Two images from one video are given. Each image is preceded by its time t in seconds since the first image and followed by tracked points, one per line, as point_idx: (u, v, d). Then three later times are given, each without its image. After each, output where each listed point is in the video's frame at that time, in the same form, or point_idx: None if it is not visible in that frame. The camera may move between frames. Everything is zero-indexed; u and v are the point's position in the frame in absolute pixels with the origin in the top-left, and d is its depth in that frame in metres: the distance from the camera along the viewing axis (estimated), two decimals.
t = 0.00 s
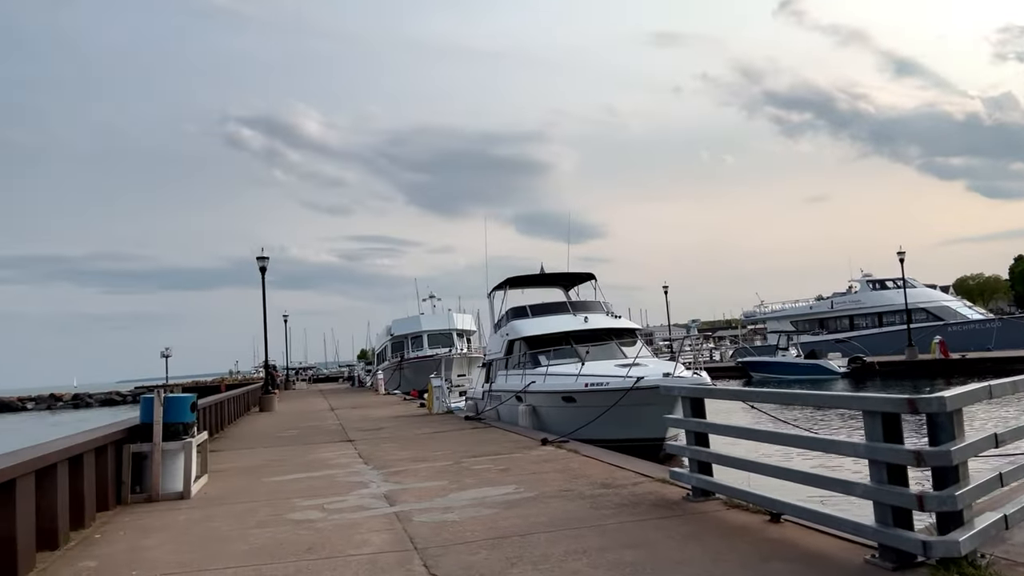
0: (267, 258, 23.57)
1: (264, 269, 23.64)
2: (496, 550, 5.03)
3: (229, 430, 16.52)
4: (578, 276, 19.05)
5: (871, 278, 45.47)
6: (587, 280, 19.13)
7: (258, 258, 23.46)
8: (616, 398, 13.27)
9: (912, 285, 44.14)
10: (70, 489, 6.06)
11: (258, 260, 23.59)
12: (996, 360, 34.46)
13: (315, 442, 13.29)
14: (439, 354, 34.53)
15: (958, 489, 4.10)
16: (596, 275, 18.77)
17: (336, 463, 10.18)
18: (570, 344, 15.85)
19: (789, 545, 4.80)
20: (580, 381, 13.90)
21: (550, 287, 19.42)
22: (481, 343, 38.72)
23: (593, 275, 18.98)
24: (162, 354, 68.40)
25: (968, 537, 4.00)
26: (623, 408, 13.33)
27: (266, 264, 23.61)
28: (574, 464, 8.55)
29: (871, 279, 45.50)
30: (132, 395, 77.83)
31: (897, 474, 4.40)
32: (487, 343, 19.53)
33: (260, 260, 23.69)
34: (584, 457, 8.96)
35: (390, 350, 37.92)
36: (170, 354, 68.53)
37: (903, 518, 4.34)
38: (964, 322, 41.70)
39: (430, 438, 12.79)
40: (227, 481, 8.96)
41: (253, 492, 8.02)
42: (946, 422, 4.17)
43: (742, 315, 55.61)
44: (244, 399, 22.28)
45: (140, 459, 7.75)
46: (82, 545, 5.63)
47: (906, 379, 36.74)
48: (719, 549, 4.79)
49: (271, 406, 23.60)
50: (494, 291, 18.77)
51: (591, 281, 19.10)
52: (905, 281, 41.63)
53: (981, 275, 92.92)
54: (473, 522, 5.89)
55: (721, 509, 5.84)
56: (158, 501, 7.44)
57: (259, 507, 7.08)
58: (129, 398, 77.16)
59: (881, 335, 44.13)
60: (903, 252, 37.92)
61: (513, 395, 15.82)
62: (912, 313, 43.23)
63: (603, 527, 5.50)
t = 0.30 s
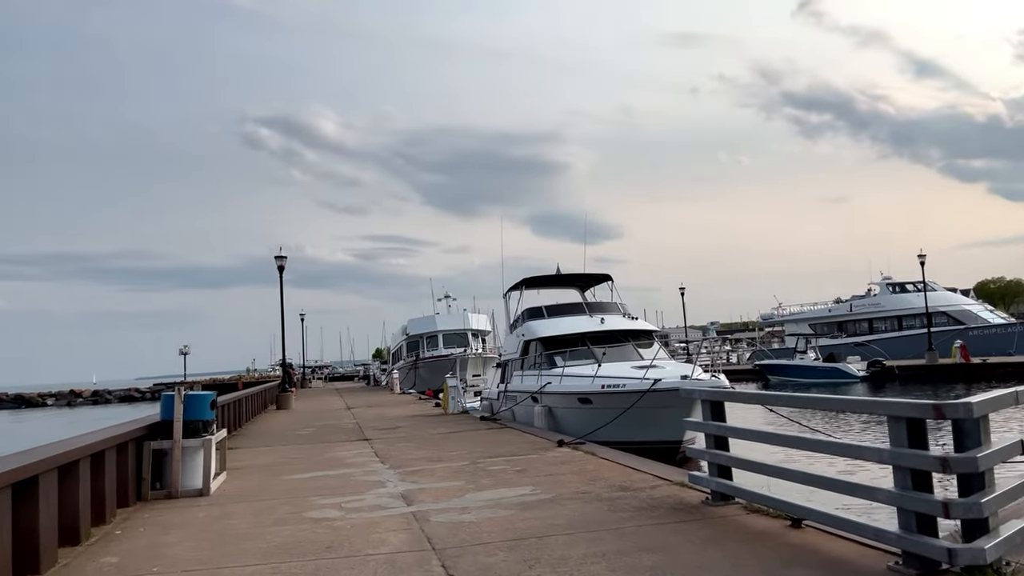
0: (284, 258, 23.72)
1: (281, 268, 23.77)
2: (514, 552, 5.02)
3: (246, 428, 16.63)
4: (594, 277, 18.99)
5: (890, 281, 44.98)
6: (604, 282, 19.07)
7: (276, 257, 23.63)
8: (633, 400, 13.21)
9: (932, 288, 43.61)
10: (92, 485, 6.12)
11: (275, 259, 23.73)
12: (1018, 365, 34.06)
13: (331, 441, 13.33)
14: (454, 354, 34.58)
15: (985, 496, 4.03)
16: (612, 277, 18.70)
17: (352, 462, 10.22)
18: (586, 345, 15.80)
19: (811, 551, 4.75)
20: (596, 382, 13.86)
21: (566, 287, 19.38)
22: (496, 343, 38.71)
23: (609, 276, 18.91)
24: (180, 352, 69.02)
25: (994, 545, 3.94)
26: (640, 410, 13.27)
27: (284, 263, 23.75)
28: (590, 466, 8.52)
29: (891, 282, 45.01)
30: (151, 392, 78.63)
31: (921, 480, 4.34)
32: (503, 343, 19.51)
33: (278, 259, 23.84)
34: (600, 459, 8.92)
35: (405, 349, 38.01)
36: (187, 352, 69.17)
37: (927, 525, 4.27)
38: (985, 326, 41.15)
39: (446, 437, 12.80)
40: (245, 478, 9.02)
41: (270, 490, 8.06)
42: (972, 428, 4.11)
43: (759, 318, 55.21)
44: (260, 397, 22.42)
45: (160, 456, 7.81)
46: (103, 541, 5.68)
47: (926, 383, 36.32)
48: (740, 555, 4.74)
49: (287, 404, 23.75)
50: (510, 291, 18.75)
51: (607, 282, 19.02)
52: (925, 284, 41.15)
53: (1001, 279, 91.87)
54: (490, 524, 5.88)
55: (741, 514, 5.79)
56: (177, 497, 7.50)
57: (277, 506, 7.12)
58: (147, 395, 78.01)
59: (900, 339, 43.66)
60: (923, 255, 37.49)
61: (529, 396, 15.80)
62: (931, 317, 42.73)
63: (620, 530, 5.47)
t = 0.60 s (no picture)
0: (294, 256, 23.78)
1: (291, 266, 23.85)
2: (524, 553, 5.01)
3: (256, 425, 16.69)
4: (603, 277, 18.95)
5: (901, 282, 44.71)
6: (613, 281, 19.03)
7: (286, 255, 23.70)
8: (642, 400, 13.18)
9: (944, 290, 43.35)
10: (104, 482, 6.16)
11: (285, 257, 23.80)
12: None
13: (340, 439, 13.35)
14: (462, 353, 34.60)
15: (1000, 500, 4.00)
16: (622, 277, 18.65)
17: (361, 461, 10.23)
18: (595, 345, 15.77)
19: (823, 554, 4.72)
20: (605, 382, 13.82)
21: (575, 287, 19.35)
22: (504, 342, 38.70)
23: (619, 277, 18.87)
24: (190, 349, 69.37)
25: (1009, 550, 3.89)
26: (649, 411, 13.24)
27: (294, 261, 23.83)
28: (599, 466, 8.50)
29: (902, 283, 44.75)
30: (161, 389, 79.12)
31: (935, 483, 4.30)
32: (512, 343, 19.49)
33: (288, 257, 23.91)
34: (609, 460, 8.90)
35: (414, 347, 38.04)
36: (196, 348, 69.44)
37: (941, 529, 4.24)
38: (997, 328, 40.86)
39: (454, 437, 12.80)
40: (255, 476, 9.05)
41: (280, 488, 8.09)
42: (987, 431, 4.06)
43: (768, 319, 55.01)
44: (269, 395, 22.51)
45: (171, 453, 7.85)
46: (115, 538, 5.71)
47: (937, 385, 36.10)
48: (751, 557, 4.72)
49: (297, 402, 23.84)
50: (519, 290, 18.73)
51: (617, 282, 18.99)
52: (937, 286, 40.87)
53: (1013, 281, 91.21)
54: (500, 523, 5.88)
55: (751, 516, 5.76)
56: (188, 495, 7.54)
57: (287, 503, 7.13)
58: (156, 391, 78.42)
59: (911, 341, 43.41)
60: (935, 256, 37.26)
61: (537, 395, 15.79)
62: (943, 319, 42.47)
63: (630, 531, 5.46)
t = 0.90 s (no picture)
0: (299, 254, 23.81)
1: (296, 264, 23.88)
2: (529, 552, 5.01)
3: (260, 423, 16.71)
4: (608, 276, 18.92)
5: (907, 282, 44.55)
6: (618, 280, 19.00)
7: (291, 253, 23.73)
8: (647, 399, 13.16)
9: (949, 289, 43.19)
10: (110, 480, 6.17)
11: (290, 255, 23.83)
12: None
13: (345, 437, 13.36)
14: (467, 351, 34.60)
15: (1008, 501, 3.97)
16: (626, 276, 18.63)
17: (366, 459, 10.24)
18: (599, 344, 15.75)
19: (829, 555, 4.70)
20: (610, 381, 13.80)
21: (579, 286, 19.33)
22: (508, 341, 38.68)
23: (623, 276, 18.84)
24: (195, 347, 69.51)
25: (1017, 551, 3.87)
26: (654, 410, 13.21)
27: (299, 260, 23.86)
28: (604, 466, 8.49)
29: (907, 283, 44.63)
30: (166, 386, 79.41)
31: (942, 484, 4.28)
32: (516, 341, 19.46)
33: (293, 255, 23.94)
34: (614, 459, 8.88)
35: (418, 346, 38.03)
36: (201, 346, 69.61)
37: (948, 530, 4.22)
38: (1002, 328, 40.69)
39: (459, 435, 12.79)
40: (260, 474, 9.06)
41: (285, 486, 8.10)
42: (995, 432, 4.04)
43: (773, 318, 54.91)
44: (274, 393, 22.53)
45: (176, 451, 7.86)
46: (121, 535, 5.73)
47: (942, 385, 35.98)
48: (756, 557, 4.71)
49: (301, 400, 23.88)
50: (524, 289, 18.73)
51: (621, 281, 18.96)
52: (942, 285, 40.73)
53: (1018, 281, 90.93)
54: (505, 522, 5.88)
55: (757, 516, 5.75)
56: (193, 492, 7.55)
57: (292, 502, 7.14)
58: (161, 389, 78.63)
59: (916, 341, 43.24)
60: (940, 256, 37.14)
61: (542, 394, 15.78)
62: (948, 319, 42.32)
63: (636, 531, 5.45)
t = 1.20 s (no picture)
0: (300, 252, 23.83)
1: (297, 262, 23.90)
2: (530, 550, 5.01)
3: (261, 421, 16.73)
4: (609, 275, 18.92)
5: (908, 281, 44.52)
6: (619, 279, 18.99)
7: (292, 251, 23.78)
8: (647, 398, 13.17)
9: (950, 289, 43.15)
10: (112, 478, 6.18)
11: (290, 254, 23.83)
12: None
13: (346, 435, 13.37)
14: (468, 350, 34.62)
15: (1010, 500, 3.97)
16: (627, 275, 18.63)
17: (367, 457, 10.25)
18: (600, 343, 15.75)
19: (831, 554, 4.71)
20: (611, 380, 13.80)
21: (580, 285, 19.33)
22: (509, 339, 38.69)
23: (624, 275, 18.84)
24: (196, 345, 69.52)
25: (1019, 550, 3.87)
26: (655, 408, 13.22)
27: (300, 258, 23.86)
28: (605, 464, 8.50)
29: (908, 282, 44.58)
30: (168, 384, 79.54)
31: (945, 483, 4.28)
32: (517, 340, 19.46)
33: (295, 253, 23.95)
34: (615, 458, 8.89)
35: (419, 344, 38.05)
36: (202, 343, 69.70)
37: (950, 529, 4.22)
38: (1003, 328, 40.65)
39: (460, 434, 12.80)
40: (262, 472, 9.08)
41: (286, 484, 8.10)
42: (997, 432, 4.04)
43: (774, 317, 54.92)
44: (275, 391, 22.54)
45: (177, 449, 7.86)
46: (123, 533, 5.73)
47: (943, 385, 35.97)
48: (757, 556, 4.71)
49: (302, 398, 23.90)
50: (525, 288, 18.72)
51: (622, 280, 18.95)
52: (944, 285, 40.71)
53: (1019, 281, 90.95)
54: (506, 521, 5.88)
55: (759, 515, 5.75)
56: (195, 490, 7.56)
57: (293, 500, 7.14)
58: (162, 386, 78.78)
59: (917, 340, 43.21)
60: (942, 255, 37.11)
61: (542, 393, 15.79)
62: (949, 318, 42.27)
63: (637, 529, 5.46)
